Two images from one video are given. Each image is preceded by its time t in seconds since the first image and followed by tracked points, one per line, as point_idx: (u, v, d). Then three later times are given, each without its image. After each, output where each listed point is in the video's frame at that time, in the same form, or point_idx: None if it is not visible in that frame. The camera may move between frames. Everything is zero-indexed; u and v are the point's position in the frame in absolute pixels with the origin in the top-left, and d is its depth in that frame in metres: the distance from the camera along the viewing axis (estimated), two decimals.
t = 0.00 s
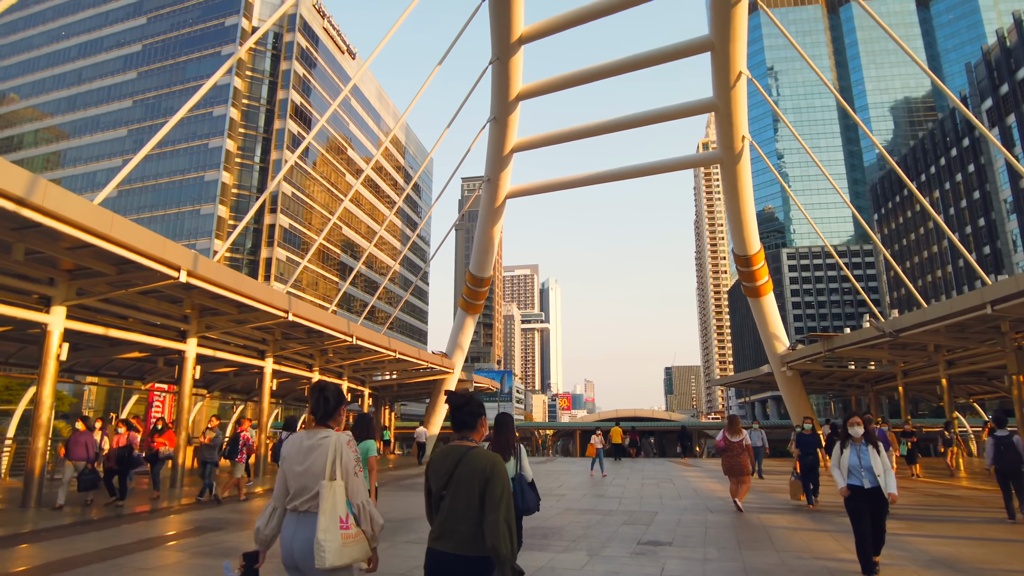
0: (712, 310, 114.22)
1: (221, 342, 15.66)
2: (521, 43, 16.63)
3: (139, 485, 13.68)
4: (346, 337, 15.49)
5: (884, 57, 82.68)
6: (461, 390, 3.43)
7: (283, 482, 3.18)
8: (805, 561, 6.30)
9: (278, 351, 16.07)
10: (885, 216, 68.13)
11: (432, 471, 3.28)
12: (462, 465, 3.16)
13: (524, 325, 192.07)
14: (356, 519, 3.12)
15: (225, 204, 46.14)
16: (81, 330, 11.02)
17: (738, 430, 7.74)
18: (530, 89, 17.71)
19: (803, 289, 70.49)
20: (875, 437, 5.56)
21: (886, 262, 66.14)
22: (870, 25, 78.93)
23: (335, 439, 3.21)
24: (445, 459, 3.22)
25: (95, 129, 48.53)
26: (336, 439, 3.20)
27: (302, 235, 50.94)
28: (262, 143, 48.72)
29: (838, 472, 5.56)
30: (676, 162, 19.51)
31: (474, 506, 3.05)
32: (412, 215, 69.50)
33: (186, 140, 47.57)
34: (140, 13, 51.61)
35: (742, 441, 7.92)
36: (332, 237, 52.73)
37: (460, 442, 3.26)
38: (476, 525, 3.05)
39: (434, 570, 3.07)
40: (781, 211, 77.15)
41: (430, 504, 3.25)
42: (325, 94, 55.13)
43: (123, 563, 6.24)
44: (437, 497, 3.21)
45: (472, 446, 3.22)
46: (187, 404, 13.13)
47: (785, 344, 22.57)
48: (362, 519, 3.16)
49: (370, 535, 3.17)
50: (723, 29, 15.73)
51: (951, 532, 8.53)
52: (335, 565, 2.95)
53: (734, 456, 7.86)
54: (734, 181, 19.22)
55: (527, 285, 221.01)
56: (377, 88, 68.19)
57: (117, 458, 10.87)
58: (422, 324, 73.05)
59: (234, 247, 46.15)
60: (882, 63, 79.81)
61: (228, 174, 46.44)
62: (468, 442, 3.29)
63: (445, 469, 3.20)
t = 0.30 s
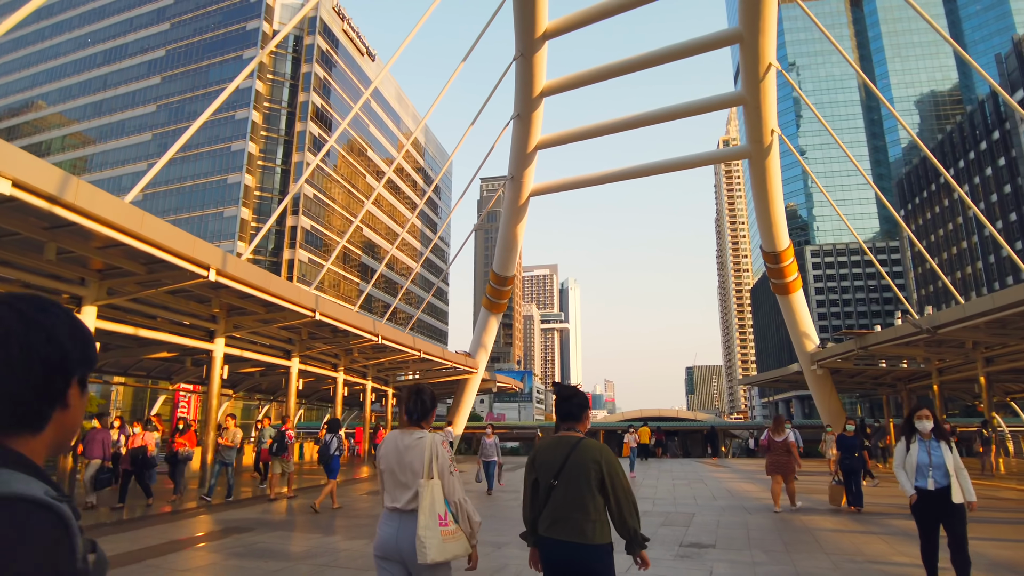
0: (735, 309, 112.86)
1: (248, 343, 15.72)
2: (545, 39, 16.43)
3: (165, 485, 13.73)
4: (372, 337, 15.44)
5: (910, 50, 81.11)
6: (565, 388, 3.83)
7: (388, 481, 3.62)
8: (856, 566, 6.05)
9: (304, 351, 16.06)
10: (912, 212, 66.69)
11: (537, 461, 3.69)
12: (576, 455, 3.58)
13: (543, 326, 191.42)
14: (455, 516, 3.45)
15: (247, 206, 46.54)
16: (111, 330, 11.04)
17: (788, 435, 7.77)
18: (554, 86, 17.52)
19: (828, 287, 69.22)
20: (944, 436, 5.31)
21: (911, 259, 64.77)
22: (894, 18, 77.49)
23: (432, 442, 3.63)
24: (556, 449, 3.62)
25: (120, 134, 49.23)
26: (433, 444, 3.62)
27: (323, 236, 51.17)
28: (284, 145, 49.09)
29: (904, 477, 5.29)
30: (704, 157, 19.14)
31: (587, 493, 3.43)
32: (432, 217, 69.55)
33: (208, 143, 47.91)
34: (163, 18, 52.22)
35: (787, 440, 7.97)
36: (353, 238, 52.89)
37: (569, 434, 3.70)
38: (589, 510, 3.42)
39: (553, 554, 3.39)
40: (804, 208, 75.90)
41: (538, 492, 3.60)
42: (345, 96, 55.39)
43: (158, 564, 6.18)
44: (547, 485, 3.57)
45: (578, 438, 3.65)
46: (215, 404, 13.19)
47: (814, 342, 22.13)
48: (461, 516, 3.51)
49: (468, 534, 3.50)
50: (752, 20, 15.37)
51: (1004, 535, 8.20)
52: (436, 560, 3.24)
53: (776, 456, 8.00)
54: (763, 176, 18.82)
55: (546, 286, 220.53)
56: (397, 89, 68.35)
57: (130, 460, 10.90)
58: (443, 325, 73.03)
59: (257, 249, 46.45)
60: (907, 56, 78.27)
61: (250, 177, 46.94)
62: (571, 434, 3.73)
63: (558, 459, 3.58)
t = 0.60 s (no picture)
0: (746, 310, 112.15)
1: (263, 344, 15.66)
2: (560, 36, 16.27)
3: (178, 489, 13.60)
4: (387, 337, 15.31)
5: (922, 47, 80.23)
6: (638, 399, 3.88)
7: (475, 478, 3.83)
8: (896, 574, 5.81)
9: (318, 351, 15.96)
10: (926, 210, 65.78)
11: (615, 473, 3.70)
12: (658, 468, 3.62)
13: (553, 327, 191.40)
14: (541, 514, 3.65)
15: (258, 207, 46.66)
16: (128, 331, 10.95)
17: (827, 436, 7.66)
18: (569, 83, 17.33)
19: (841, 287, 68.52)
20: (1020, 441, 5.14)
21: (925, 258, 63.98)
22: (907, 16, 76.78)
23: (518, 444, 3.89)
24: (637, 460, 3.66)
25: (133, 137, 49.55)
26: (521, 444, 3.89)
27: (333, 237, 51.21)
28: (294, 146, 49.15)
29: (970, 484, 5.12)
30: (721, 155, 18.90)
31: (672, 504, 3.49)
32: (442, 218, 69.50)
33: (220, 145, 48.06)
34: (175, 21, 52.52)
35: (823, 442, 7.83)
36: (363, 239, 52.94)
37: (646, 446, 3.73)
38: (673, 520, 3.48)
39: (635, 566, 3.46)
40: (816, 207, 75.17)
41: (618, 503, 3.62)
42: (355, 96, 55.47)
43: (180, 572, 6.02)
44: (628, 496, 3.60)
45: (656, 448, 3.70)
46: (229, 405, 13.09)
47: (832, 342, 21.78)
48: (545, 512, 3.71)
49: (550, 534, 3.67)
50: (771, 16, 15.13)
51: None
52: (522, 556, 3.46)
53: (810, 457, 7.84)
54: (782, 174, 18.56)
55: (555, 287, 220.30)
56: (407, 91, 68.45)
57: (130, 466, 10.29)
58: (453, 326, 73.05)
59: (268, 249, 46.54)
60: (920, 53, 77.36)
61: (261, 178, 47.10)
62: (646, 445, 3.78)
63: (638, 471, 3.62)
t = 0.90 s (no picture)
0: (754, 309, 111.62)
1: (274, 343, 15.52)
2: (572, 31, 16.04)
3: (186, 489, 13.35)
4: (398, 336, 15.15)
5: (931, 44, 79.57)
6: (705, 391, 3.82)
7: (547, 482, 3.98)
8: None
9: (328, 351, 15.82)
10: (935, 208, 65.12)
11: (685, 462, 3.71)
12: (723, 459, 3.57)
13: (559, 327, 191.13)
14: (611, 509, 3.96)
15: (266, 207, 46.60)
16: (138, 329, 10.77)
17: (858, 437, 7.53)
18: (580, 79, 17.12)
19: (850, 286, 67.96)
20: None
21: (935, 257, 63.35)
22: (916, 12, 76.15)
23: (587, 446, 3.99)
24: (703, 450, 3.64)
25: (140, 137, 49.61)
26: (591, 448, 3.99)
27: (339, 236, 51.12)
28: (301, 147, 49.06)
29: None
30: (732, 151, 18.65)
31: (736, 493, 3.44)
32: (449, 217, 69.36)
33: (227, 146, 48.00)
34: (181, 22, 52.49)
35: (851, 441, 7.68)
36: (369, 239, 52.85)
37: (714, 437, 3.68)
38: (741, 510, 3.43)
39: (700, 554, 3.44)
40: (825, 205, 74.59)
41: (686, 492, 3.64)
42: (361, 96, 55.37)
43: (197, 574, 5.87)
44: (694, 487, 3.60)
45: (724, 441, 3.64)
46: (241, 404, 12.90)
47: (847, 340, 21.52)
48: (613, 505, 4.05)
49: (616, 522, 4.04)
50: (787, 10, 14.91)
51: None
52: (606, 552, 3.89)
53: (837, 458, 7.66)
54: (795, 170, 18.32)
55: (561, 287, 219.99)
56: (413, 90, 68.36)
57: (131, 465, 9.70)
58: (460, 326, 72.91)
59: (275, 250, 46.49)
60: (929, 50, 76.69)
61: (268, 179, 47.00)
62: (717, 436, 3.73)
63: (705, 461, 3.60)
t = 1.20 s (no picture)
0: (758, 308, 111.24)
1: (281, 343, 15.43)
2: (581, 26, 15.81)
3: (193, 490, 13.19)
4: (405, 336, 14.96)
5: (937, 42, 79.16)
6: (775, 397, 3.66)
7: (592, 475, 4.13)
8: None
9: (335, 350, 15.69)
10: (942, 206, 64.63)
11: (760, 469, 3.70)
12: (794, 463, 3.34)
13: (562, 327, 190.73)
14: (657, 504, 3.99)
15: (270, 207, 46.52)
16: (144, 329, 10.59)
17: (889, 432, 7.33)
18: (589, 75, 16.91)
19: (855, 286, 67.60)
20: None
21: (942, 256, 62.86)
22: (921, 9, 75.73)
23: (632, 444, 4.10)
24: (775, 454, 3.41)
25: (145, 138, 49.63)
26: (635, 444, 4.11)
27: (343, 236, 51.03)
28: (305, 146, 48.92)
29: None
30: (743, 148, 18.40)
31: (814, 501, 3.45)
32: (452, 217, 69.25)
33: (232, 146, 47.86)
34: (186, 22, 52.33)
35: (878, 441, 7.48)
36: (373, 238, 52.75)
37: (785, 443, 3.46)
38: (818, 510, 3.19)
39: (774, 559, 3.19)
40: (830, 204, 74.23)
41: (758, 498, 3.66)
42: (366, 95, 55.28)
43: None
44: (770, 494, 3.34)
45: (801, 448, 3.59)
46: (248, 406, 12.76)
47: (858, 339, 21.30)
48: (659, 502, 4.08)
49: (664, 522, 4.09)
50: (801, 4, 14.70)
51: None
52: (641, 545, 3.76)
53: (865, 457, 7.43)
54: (807, 168, 18.09)
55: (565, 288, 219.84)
56: (417, 90, 68.28)
57: (125, 471, 9.41)
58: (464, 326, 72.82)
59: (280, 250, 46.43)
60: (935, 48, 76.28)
61: (272, 178, 46.91)
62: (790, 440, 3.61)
63: (776, 467, 3.37)
